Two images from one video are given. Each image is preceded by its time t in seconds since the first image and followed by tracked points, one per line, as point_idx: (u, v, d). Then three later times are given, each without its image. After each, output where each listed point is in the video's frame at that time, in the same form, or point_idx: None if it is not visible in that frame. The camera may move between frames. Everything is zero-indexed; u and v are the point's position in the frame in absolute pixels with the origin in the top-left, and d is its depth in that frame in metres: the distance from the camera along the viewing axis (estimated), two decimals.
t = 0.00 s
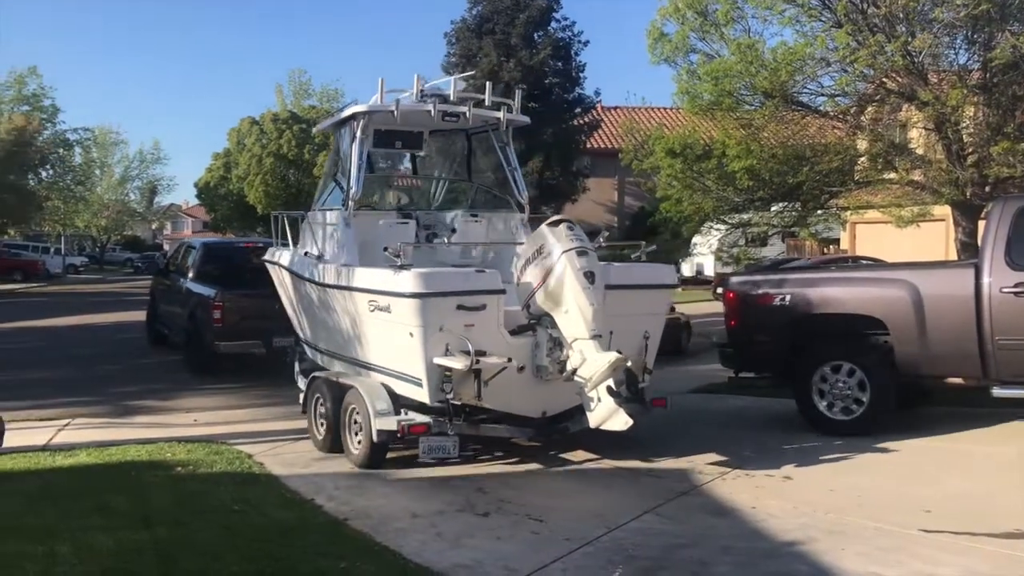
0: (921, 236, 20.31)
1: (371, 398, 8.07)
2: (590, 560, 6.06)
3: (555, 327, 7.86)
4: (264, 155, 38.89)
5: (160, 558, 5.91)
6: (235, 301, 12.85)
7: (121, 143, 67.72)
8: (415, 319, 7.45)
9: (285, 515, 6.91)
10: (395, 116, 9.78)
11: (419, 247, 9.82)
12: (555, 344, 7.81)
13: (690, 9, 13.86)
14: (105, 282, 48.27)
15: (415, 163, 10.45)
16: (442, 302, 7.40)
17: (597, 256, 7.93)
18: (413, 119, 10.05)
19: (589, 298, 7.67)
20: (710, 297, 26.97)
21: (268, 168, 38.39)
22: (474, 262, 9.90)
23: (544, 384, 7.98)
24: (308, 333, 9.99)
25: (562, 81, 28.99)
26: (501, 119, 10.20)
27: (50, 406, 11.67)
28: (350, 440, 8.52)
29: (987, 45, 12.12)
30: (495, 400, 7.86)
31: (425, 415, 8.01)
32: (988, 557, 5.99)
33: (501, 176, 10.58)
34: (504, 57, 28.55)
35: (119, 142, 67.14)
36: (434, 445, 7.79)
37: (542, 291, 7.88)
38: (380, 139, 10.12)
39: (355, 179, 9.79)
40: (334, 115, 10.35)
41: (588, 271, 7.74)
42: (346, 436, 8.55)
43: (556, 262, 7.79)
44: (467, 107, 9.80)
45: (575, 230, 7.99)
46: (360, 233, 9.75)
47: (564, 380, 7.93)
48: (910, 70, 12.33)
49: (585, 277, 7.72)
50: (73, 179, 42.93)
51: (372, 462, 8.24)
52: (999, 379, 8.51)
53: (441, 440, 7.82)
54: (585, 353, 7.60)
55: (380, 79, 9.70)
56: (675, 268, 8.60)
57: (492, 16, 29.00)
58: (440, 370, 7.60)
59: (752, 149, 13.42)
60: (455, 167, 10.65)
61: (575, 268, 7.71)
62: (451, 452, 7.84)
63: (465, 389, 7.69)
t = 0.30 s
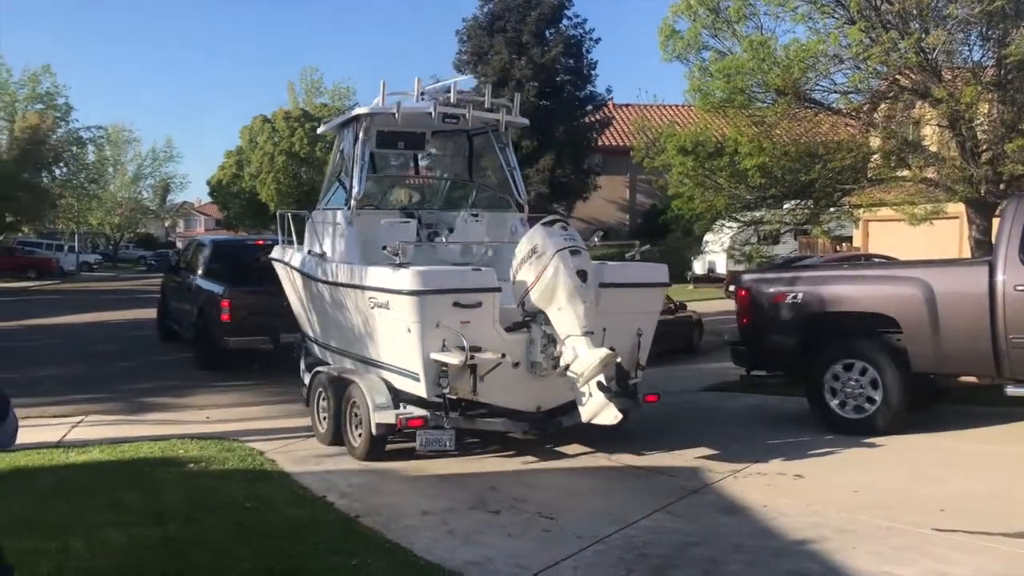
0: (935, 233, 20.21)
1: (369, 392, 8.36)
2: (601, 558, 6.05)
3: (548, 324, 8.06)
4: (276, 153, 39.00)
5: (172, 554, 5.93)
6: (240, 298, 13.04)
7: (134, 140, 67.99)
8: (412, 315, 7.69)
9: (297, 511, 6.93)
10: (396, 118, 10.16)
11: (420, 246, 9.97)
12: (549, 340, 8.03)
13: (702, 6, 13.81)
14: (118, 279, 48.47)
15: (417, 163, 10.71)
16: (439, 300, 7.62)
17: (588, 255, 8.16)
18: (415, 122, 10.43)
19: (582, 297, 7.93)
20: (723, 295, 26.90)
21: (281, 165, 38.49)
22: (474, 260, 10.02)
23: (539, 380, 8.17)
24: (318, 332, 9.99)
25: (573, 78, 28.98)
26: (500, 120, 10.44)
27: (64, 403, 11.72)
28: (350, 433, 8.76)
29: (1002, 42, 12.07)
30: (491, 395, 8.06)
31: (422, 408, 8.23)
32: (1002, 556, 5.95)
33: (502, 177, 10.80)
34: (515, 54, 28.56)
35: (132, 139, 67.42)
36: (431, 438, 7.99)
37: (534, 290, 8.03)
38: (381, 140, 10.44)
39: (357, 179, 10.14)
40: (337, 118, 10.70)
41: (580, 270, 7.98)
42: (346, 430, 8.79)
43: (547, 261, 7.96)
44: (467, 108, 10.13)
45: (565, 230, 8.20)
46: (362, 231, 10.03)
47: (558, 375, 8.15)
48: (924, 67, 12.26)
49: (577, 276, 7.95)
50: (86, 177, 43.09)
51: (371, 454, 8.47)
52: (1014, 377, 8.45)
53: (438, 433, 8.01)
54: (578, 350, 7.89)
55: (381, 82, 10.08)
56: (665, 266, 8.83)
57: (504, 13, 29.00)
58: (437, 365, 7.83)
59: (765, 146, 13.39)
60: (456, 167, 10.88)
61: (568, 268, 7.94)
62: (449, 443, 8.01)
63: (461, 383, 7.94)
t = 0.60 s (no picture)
0: (949, 229, 20.09)
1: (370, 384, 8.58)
2: (613, 554, 6.05)
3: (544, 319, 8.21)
4: (289, 149, 39.18)
5: (186, 548, 5.95)
6: (248, 292, 13.40)
7: (148, 137, 68.27)
8: (412, 311, 7.93)
9: (310, 506, 6.95)
10: (400, 117, 10.37)
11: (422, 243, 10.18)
12: (545, 335, 8.17)
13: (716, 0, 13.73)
14: (132, 275, 48.70)
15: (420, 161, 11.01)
16: (437, 296, 7.86)
17: (584, 252, 8.24)
18: (417, 121, 10.63)
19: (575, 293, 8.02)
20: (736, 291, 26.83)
21: (294, 162, 38.62)
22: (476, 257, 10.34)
23: (536, 374, 8.39)
24: (331, 330, 9.97)
25: (586, 74, 28.99)
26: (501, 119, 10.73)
27: (80, 399, 11.79)
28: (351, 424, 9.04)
29: (1019, 36, 11.97)
30: (488, 389, 8.29)
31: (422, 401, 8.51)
32: (1018, 553, 5.91)
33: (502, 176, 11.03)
34: (527, 50, 28.59)
35: (146, 136, 67.74)
36: (429, 429, 8.24)
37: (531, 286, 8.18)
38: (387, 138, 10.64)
39: (361, 178, 10.32)
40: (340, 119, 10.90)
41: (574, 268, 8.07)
42: (348, 421, 9.05)
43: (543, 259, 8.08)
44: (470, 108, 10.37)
45: (563, 228, 8.30)
46: (365, 229, 10.19)
47: (553, 369, 8.34)
48: (939, 62, 12.16)
49: (572, 273, 8.04)
50: (101, 174, 43.29)
51: (372, 445, 8.70)
52: None
53: (436, 424, 8.27)
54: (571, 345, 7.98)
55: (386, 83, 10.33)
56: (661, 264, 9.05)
57: (516, 9, 29.02)
58: (435, 359, 8.06)
59: (778, 141, 13.34)
60: (459, 165, 11.15)
61: (562, 265, 8.03)
62: (446, 434, 8.26)
63: (459, 376, 8.17)
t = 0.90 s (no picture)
0: (964, 224, 19.97)
1: (371, 376, 8.85)
2: (624, 550, 6.05)
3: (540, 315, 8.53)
4: (301, 145, 39.30)
5: (199, 543, 5.99)
6: (259, 287, 13.75)
7: (161, 134, 68.52)
8: (411, 306, 8.14)
9: (322, 501, 6.98)
10: (402, 118, 10.75)
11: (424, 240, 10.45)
12: (541, 331, 8.47)
13: None
14: (145, 271, 48.91)
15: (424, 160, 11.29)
16: (436, 292, 8.07)
17: (580, 251, 8.54)
18: (419, 121, 10.99)
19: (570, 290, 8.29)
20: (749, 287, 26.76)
21: (306, 158, 38.70)
22: (477, 252, 10.50)
23: (532, 368, 8.62)
24: (343, 328, 9.93)
25: (597, 69, 28.98)
26: (500, 120, 11.07)
27: (94, 393, 11.87)
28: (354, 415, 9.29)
29: None
30: (485, 381, 8.52)
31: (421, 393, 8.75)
32: None
33: (502, 174, 11.33)
34: (539, 45, 28.60)
35: (159, 133, 68.03)
36: (428, 420, 8.47)
37: (529, 282, 8.50)
38: (391, 137, 10.95)
39: (365, 177, 10.79)
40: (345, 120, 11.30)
41: (569, 265, 8.36)
42: (352, 413, 9.29)
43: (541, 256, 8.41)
44: (469, 109, 10.71)
45: (560, 228, 8.63)
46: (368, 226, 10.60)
47: (548, 363, 8.59)
48: (953, 56, 12.10)
49: (567, 270, 8.33)
50: (115, 170, 43.48)
51: (373, 435, 8.97)
52: None
53: (434, 415, 8.51)
54: (565, 339, 8.24)
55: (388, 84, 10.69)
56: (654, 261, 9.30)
57: (528, 4, 29.04)
58: (433, 353, 8.29)
59: (791, 136, 13.30)
60: (461, 163, 11.45)
61: (558, 262, 8.33)
62: (444, 425, 8.49)
63: (456, 369, 8.42)
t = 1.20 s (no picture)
0: (975, 222, 19.90)
1: (371, 370, 8.97)
2: (632, 547, 6.04)
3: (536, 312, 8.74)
4: (311, 142, 39.34)
5: (208, 538, 6.00)
6: (264, 282, 13.84)
7: (171, 131, 68.68)
8: (410, 302, 8.35)
9: (331, 497, 7.00)
10: (403, 119, 10.78)
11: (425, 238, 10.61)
12: (536, 327, 8.67)
13: None
14: (155, 267, 49.01)
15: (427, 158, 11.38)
16: (433, 289, 8.29)
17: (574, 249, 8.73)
18: (420, 121, 10.99)
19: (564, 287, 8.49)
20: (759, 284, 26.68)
21: (315, 154, 38.72)
22: (477, 250, 10.63)
23: (528, 363, 8.80)
24: (351, 325, 9.95)
25: (607, 66, 28.96)
26: (500, 119, 11.07)
27: (104, 389, 11.91)
28: (355, 408, 9.46)
29: None
30: (482, 376, 8.72)
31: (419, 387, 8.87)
32: None
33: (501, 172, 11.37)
34: (548, 42, 28.62)
35: (169, 129, 68.21)
36: (427, 414, 8.61)
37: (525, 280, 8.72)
38: (392, 136, 11.02)
39: (366, 175, 10.83)
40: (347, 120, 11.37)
41: (563, 263, 8.56)
42: (352, 407, 9.46)
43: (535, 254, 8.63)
44: (469, 109, 10.76)
45: (556, 227, 8.85)
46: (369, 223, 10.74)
47: (544, 359, 8.79)
48: (965, 53, 12.04)
49: (561, 268, 8.53)
50: (125, 167, 43.60)
51: (374, 428, 9.16)
52: None
53: (433, 409, 8.64)
54: (559, 336, 8.43)
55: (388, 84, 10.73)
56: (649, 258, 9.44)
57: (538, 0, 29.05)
58: (431, 348, 8.50)
59: (801, 134, 13.27)
60: (463, 162, 11.49)
61: (552, 260, 8.54)
62: (442, 419, 8.61)
63: (454, 364, 8.62)
